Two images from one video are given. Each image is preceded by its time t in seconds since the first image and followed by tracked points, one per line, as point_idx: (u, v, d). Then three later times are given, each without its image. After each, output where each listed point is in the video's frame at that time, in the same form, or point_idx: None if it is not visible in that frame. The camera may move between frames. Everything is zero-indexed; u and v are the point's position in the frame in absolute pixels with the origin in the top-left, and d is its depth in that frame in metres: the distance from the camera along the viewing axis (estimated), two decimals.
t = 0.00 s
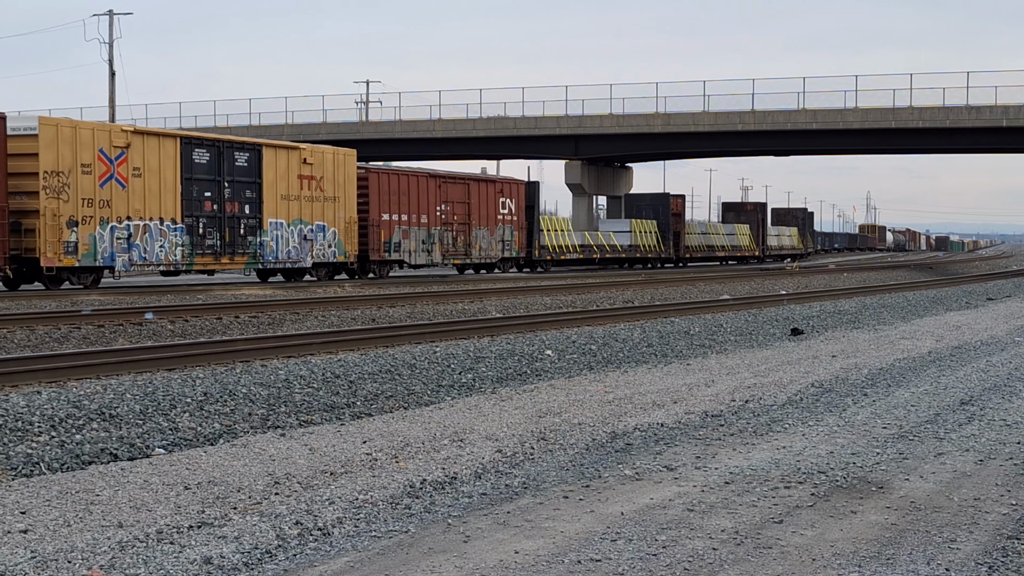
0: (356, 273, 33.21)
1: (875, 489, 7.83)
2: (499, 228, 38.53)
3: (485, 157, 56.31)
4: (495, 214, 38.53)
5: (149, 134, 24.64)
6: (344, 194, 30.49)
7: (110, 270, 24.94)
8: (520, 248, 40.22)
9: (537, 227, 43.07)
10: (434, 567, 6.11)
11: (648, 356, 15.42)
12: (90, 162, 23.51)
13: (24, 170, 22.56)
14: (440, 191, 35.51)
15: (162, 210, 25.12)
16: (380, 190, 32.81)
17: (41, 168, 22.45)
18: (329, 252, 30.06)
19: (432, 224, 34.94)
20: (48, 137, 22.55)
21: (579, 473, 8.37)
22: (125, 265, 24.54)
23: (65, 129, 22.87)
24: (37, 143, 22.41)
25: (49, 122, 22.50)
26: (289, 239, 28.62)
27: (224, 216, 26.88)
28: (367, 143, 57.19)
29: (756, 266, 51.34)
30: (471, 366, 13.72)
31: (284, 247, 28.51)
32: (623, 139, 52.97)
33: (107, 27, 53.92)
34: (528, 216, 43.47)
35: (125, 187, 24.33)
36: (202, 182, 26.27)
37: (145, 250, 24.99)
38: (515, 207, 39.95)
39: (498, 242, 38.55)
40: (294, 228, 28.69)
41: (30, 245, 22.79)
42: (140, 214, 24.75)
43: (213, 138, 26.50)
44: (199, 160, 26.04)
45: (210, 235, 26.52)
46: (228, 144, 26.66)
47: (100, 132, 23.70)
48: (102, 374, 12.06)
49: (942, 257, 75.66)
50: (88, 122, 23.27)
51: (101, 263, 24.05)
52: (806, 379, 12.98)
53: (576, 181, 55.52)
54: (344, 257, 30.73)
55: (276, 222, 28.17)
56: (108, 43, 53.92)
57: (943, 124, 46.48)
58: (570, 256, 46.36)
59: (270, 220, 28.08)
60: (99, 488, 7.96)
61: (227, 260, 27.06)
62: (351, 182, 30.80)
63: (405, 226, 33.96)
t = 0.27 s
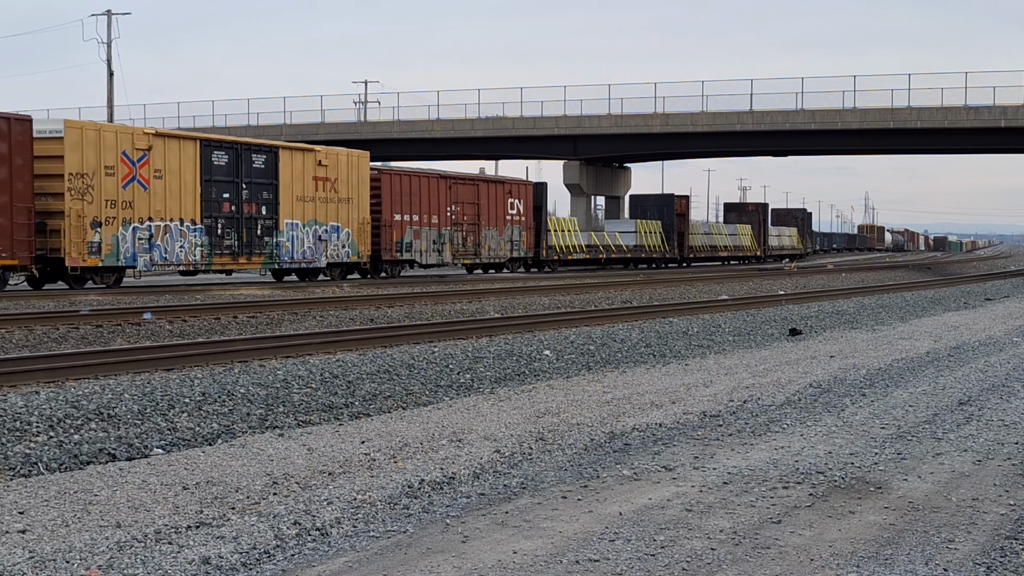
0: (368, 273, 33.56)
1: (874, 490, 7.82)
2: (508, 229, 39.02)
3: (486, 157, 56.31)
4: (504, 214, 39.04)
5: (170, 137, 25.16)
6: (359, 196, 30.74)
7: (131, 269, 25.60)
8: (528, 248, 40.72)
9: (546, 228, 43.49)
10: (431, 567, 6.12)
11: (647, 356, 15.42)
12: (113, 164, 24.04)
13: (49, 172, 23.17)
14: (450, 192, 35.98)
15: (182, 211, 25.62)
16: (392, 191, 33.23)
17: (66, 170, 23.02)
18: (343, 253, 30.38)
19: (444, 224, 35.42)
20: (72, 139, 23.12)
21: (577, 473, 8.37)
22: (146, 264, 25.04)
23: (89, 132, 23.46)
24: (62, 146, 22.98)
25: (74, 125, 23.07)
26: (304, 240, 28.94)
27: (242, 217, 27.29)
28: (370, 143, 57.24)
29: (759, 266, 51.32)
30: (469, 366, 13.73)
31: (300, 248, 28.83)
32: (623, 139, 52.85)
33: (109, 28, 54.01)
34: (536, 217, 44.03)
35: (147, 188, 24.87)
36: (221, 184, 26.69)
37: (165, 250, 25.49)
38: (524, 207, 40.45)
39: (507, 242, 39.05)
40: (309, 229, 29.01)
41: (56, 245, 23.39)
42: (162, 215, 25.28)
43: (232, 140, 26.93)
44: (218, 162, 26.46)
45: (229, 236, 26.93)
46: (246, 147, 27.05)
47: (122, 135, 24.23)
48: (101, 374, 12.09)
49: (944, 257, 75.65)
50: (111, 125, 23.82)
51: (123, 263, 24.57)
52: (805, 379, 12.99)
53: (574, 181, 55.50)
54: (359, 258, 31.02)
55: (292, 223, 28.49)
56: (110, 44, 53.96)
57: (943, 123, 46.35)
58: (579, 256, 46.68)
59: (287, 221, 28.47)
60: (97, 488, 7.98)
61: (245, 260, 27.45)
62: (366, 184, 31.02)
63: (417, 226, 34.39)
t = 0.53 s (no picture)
0: (380, 272, 33.79)
1: (872, 490, 7.82)
2: (517, 229, 39.31)
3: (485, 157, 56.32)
4: (514, 215, 39.32)
5: (190, 139, 25.35)
6: (372, 197, 30.99)
7: (153, 270, 25.79)
8: (536, 248, 40.99)
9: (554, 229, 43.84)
10: (430, 567, 6.12)
11: (645, 356, 15.44)
12: (135, 166, 24.21)
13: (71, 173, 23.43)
14: (461, 193, 36.26)
15: (202, 212, 25.83)
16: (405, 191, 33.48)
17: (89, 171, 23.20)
18: (357, 253, 30.63)
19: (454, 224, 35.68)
20: (95, 141, 23.28)
21: (575, 473, 8.38)
22: (166, 264, 25.26)
23: (113, 134, 23.62)
24: (86, 148, 23.16)
25: (97, 127, 23.23)
26: (319, 240, 29.18)
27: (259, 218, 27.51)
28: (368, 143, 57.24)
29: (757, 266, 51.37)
30: (467, 366, 13.74)
31: (314, 247, 29.06)
32: (619, 139, 52.85)
33: (106, 27, 53.98)
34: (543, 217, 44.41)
35: (167, 190, 25.07)
36: (238, 185, 26.90)
37: (185, 250, 25.69)
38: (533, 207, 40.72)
39: (516, 242, 39.31)
40: (323, 229, 29.25)
41: (80, 245, 23.60)
42: (181, 216, 25.48)
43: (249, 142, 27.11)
44: (236, 163, 26.65)
45: (246, 236, 27.14)
46: (263, 148, 27.25)
47: (144, 137, 24.39)
48: (98, 374, 12.08)
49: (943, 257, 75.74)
50: (133, 127, 23.97)
51: (145, 262, 24.77)
52: (803, 379, 13.00)
53: (572, 181, 55.42)
54: (372, 257, 31.27)
55: (306, 224, 28.73)
56: (107, 44, 53.92)
57: (940, 124, 46.38)
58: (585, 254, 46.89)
59: (302, 221, 28.69)
60: (95, 488, 7.98)
61: (262, 260, 27.68)
62: (378, 185, 31.28)
63: (428, 226, 34.65)
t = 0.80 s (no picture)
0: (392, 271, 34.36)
1: (870, 490, 7.83)
2: (526, 229, 40.01)
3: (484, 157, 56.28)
4: (523, 215, 40.02)
5: (208, 141, 25.92)
6: (384, 197, 31.67)
7: (173, 269, 26.31)
8: (545, 248, 41.67)
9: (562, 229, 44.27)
10: (428, 567, 6.12)
11: (643, 356, 15.46)
12: (156, 167, 24.72)
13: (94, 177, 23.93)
14: (470, 194, 36.90)
15: (220, 212, 26.37)
16: (415, 192, 34.09)
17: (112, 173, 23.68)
18: (369, 252, 31.32)
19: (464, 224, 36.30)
20: (118, 143, 23.77)
21: (573, 473, 8.39)
22: (186, 264, 25.75)
23: (134, 137, 24.11)
24: (109, 150, 23.64)
25: (120, 129, 23.71)
26: (333, 240, 29.82)
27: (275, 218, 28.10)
28: (366, 143, 57.24)
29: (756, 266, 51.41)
30: (466, 366, 13.74)
31: (329, 248, 29.70)
32: (618, 139, 52.83)
33: (104, 28, 53.95)
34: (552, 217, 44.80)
35: (187, 191, 25.57)
36: (255, 186, 27.49)
37: (204, 250, 26.20)
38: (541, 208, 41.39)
39: (524, 242, 39.98)
40: (337, 229, 29.91)
41: (103, 245, 24.07)
42: (200, 216, 25.99)
43: (265, 144, 27.74)
44: (253, 165, 27.25)
45: (263, 236, 27.70)
46: (279, 150, 27.85)
47: (164, 139, 24.91)
48: (97, 374, 12.08)
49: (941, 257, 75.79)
50: (154, 130, 24.47)
51: (165, 262, 25.26)
52: (801, 379, 13.02)
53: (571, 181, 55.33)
54: (383, 256, 31.99)
55: (321, 224, 29.34)
56: (105, 44, 53.88)
57: (939, 124, 46.40)
58: (592, 254, 47.09)
59: (316, 221, 29.31)
60: (93, 488, 7.98)
61: (278, 260, 28.21)
62: (389, 185, 31.96)
63: (438, 226, 35.24)
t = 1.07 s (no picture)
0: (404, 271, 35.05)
1: (868, 490, 7.84)
2: (533, 229, 40.84)
3: (481, 157, 56.26)
4: (530, 215, 40.81)
5: (226, 144, 26.50)
6: (395, 197, 32.27)
7: (193, 269, 26.91)
8: (551, 247, 42.53)
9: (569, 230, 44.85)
10: (427, 567, 6.10)
11: (641, 356, 15.45)
12: (176, 169, 25.30)
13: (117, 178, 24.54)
14: (480, 194, 37.61)
15: (239, 213, 26.93)
16: (428, 193, 34.71)
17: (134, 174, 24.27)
18: (381, 252, 31.99)
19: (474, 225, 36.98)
20: (139, 145, 24.37)
21: (572, 473, 8.38)
22: (205, 264, 26.31)
23: (155, 139, 24.68)
24: (130, 152, 24.24)
25: (141, 131, 24.29)
26: (346, 240, 30.49)
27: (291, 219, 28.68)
28: (363, 143, 57.20)
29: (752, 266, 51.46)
30: (464, 366, 13.73)
31: (342, 247, 30.38)
32: (615, 139, 52.89)
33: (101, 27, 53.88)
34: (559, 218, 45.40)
35: (206, 192, 26.16)
36: (272, 188, 28.07)
37: (222, 250, 26.78)
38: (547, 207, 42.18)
39: (532, 243, 40.83)
40: (350, 229, 30.59)
41: (125, 245, 24.68)
42: (219, 217, 26.57)
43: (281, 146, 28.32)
44: (269, 166, 27.83)
45: (279, 236, 28.28)
46: (294, 152, 28.43)
47: (183, 142, 25.49)
48: (94, 374, 12.04)
49: (937, 257, 75.99)
50: (174, 132, 25.05)
51: (185, 262, 25.82)
52: (800, 379, 13.02)
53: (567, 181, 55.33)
54: (394, 255, 32.64)
55: (335, 224, 30.01)
56: (100, 43, 53.80)
57: (936, 124, 46.51)
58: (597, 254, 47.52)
59: (331, 222, 29.93)
60: (91, 488, 7.95)
61: (294, 260, 28.80)
62: (400, 186, 32.55)
63: (450, 227, 35.95)
